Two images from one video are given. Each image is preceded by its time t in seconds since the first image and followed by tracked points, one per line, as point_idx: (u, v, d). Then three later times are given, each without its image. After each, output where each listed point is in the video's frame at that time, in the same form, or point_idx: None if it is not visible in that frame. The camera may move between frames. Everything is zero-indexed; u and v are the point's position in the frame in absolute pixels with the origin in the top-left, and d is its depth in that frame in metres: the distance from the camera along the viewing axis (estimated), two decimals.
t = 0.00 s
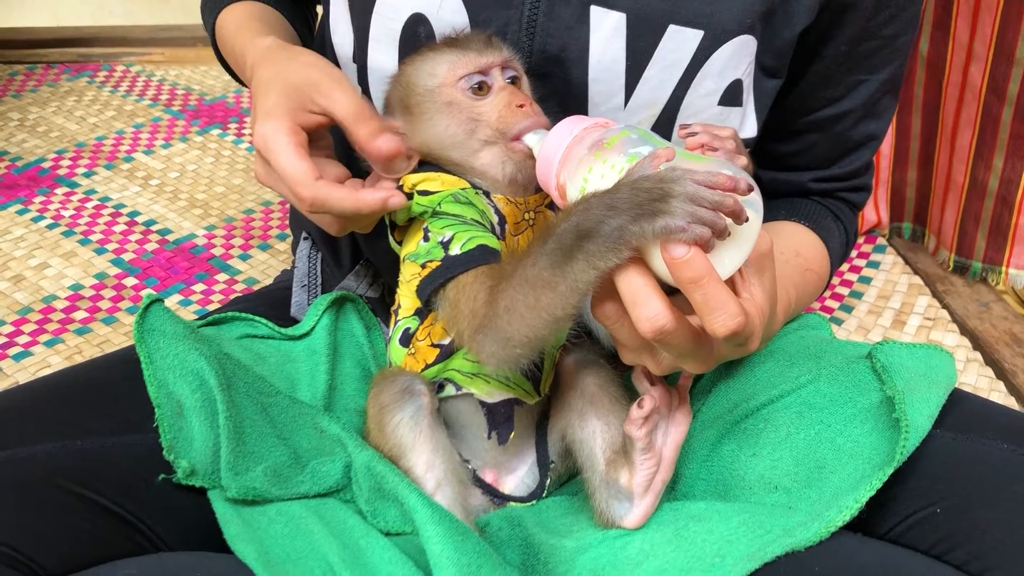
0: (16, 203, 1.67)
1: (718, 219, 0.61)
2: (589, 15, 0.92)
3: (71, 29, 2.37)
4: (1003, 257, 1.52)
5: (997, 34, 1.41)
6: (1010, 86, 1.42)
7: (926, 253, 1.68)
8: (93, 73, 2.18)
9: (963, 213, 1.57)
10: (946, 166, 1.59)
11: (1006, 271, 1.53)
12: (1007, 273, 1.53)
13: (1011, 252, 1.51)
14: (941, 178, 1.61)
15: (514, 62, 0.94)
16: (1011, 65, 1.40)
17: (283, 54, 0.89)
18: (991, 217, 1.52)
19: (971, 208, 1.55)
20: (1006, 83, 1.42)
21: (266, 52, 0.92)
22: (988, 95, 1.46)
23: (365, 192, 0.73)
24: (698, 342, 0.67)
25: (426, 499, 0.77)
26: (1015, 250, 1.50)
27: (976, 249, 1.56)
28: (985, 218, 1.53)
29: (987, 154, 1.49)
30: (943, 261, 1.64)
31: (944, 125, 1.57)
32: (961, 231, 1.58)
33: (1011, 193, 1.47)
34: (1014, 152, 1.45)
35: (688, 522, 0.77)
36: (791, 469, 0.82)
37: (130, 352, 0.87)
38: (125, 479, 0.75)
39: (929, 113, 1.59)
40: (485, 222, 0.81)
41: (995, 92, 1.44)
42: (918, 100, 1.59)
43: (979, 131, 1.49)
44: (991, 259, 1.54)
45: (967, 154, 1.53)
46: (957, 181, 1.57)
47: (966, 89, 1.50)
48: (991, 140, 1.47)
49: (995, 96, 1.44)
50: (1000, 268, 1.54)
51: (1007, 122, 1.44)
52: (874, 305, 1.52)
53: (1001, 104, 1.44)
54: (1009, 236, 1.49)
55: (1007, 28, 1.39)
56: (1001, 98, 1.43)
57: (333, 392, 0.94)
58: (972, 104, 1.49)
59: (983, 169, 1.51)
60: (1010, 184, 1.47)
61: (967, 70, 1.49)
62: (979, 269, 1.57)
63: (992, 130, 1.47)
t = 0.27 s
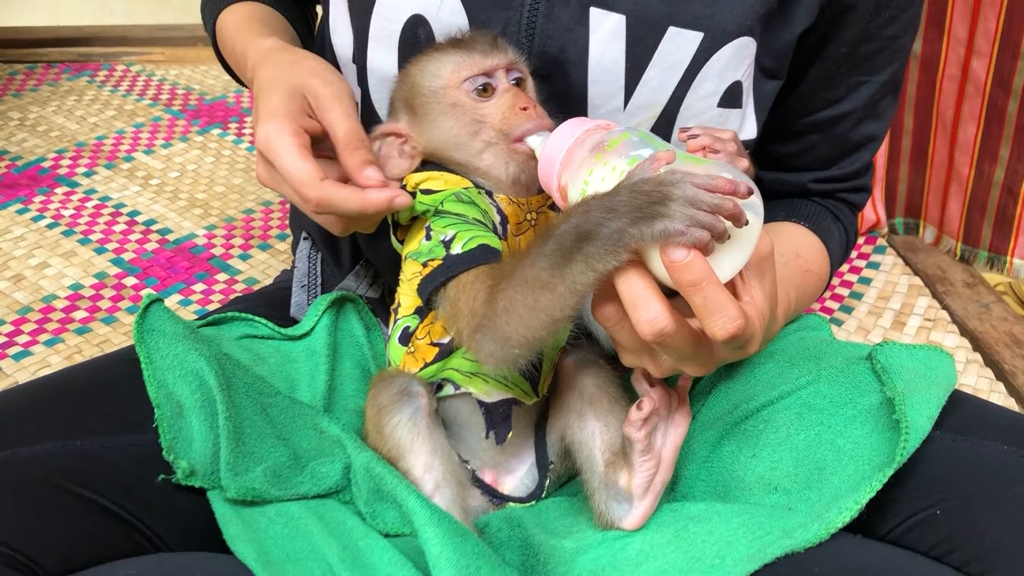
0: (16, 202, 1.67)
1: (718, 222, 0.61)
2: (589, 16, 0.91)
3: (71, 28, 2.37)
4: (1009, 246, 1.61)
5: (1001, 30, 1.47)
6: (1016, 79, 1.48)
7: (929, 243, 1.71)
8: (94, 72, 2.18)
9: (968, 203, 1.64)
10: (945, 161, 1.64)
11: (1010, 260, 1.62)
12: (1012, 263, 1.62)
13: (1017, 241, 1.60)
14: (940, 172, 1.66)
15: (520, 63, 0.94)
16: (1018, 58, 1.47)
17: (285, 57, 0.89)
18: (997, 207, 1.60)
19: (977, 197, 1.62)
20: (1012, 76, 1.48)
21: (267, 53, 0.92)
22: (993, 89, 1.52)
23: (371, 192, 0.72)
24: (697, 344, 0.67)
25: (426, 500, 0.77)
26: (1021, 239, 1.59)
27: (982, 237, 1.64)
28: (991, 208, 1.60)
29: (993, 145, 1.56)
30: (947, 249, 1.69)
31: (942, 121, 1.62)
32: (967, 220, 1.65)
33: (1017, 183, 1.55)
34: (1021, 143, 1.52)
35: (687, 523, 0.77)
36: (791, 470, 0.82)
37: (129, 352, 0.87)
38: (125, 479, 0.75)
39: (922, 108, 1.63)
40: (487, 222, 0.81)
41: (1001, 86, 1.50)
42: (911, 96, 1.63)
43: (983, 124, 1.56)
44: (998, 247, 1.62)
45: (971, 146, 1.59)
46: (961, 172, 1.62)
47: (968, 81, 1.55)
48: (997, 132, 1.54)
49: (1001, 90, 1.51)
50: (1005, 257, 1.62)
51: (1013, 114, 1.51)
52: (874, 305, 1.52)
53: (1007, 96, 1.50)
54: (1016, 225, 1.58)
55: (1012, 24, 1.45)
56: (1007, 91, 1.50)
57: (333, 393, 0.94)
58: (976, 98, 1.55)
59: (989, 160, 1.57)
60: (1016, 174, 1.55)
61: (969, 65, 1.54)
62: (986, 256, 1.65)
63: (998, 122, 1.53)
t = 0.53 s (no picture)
0: (15, 202, 1.67)
1: (716, 222, 0.61)
2: (588, 16, 0.92)
3: (70, 28, 2.37)
4: (1014, 236, 1.70)
5: (1006, 24, 1.54)
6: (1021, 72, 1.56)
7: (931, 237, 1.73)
8: (93, 72, 2.18)
9: (974, 194, 1.71)
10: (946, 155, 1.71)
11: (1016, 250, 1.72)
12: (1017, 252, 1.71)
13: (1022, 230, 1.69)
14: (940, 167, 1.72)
15: (518, 63, 0.94)
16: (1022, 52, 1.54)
17: (284, 52, 0.90)
18: (1003, 196, 1.68)
19: (982, 188, 1.69)
20: (1017, 68, 1.56)
21: (264, 51, 0.92)
22: (999, 82, 1.59)
23: (374, 184, 0.73)
24: (696, 344, 0.67)
25: (424, 501, 0.77)
26: None
27: (989, 227, 1.72)
28: (997, 197, 1.68)
29: (999, 136, 1.63)
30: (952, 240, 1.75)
31: (942, 117, 1.67)
32: (973, 211, 1.72)
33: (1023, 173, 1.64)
34: None
35: (687, 524, 0.77)
36: (790, 471, 0.82)
37: (128, 352, 0.87)
38: (124, 480, 0.75)
39: (920, 105, 1.67)
40: (486, 221, 0.81)
41: (1006, 79, 1.58)
42: (908, 96, 1.68)
43: (987, 116, 1.63)
44: (1003, 237, 1.72)
45: (976, 139, 1.66)
46: (965, 164, 1.69)
47: (970, 77, 1.62)
48: (1002, 123, 1.62)
49: (1006, 83, 1.58)
50: (1011, 246, 1.72)
51: (1018, 106, 1.59)
52: (874, 306, 1.52)
53: (1012, 89, 1.58)
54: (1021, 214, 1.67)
55: (1017, 17, 1.52)
56: (1011, 84, 1.58)
57: (332, 393, 0.94)
58: (980, 92, 1.62)
59: (995, 151, 1.65)
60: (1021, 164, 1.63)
61: (971, 60, 1.60)
62: (992, 244, 1.74)
63: (1003, 115, 1.61)
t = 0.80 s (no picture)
0: (12, 203, 1.67)
1: (713, 222, 0.61)
2: (586, 15, 0.92)
3: (67, 29, 2.37)
4: (1015, 229, 1.71)
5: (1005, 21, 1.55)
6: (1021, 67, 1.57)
7: (929, 235, 1.72)
8: (90, 73, 2.17)
9: (974, 190, 1.71)
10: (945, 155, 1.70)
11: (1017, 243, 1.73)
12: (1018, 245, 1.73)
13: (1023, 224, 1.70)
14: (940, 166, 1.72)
15: (517, 63, 0.94)
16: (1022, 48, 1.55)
17: (281, 49, 0.89)
18: (1004, 190, 1.68)
19: (982, 184, 1.70)
20: (1018, 64, 1.57)
21: (260, 49, 0.92)
22: (999, 78, 1.59)
23: (375, 181, 0.74)
24: (694, 344, 0.67)
25: (422, 502, 0.77)
26: None
27: (989, 222, 1.73)
28: (998, 192, 1.69)
29: (999, 131, 1.63)
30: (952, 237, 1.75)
31: (941, 116, 1.67)
32: (973, 207, 1.72)
33: None
34: None
35: (685, 525, 0.77)
36: (788, 471, 0.82)
37: (125, 353, 0.86)
38: (122, 481, 0.75)
39: (918, 104, 1.68)
40: (484, 220, 0.81)
41: (1006, 75, 1.58)
42: (907, 96, 1.68)
43: (987, 113, 1.63)
44: (1004, 231, 1.73)
45: (976, 135, 1.66)
46: (966, 161, 1.69)
47: (969, 74, 1.62)
48: (1003, 119, 1.62)
49: (1006, 79, 1.59)
50: (1012, 240, 1.73)
51: (1019, 102, 1.59)
52: (872, 306, 1.52)
53: (1013, 85, 1.59)
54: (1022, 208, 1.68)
55: (1017, 15, 1.53)
56: (1012, 80, 1.58)
57: (330, 394, 0.94)
58: (980, 89, 1.62)
59: (995, 146, 1.65)
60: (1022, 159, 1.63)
61: (971, 58, 1.60)
62: (992, 240, 1.75)
63: (1003, 111, 1.61)
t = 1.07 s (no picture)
0: (10, 202, 1.67)
1: (709, 217, 0.61)
2: (582, 11, 0.92)
3: (65, 28, 2.36)
4: (1011, 233, 1.70)
5: (1001, 23, 1.55)
6: (1016, 70, 1.56)
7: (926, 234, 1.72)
8: (88, 72, 2.17)
9: (970, 192, 1.71)
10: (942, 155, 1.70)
11: (1013, 247, 1.71)
12: (1014, 250, 1.71)
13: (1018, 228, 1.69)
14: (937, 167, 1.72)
15: (513, 61, 0.94)
16: (1018, 49, 1.55)
17: (278, 48, 0.89)
18: (1000, 194, 1.68)
19: (979, 185, 1.69)
20: (1013, 67, 1.56)
21: (257, 48, 0.92)
22: (995, 80, 1.59)
23: (370, 182, 0.73)
24: (690, 340, 0.67)
25: (418, 499, 0.77)
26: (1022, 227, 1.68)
27: (985, 225, 1.72)
28: (994, 195, 1.68)
29: (995, 134, 1.63)
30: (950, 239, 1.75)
31: (938, 116, 1.67)
32: (969, 209, 1.72)
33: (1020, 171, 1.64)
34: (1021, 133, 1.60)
35: (682, 523, 0.77)
36: (785, 469, 0.82)
37: (122, 351, 0.86)
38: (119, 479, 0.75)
39: (915, 103, 1.68)
40: (480, 217, 0.81)
41: (1002, 77, 1.58)
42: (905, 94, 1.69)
43: (984, 115, 1.63)
44: (1000, 235, 1.72)
45: (973, 137, 1.66)
46: (963, 163, 1.69)
47: (966, 75, 1.62)
48: (999, 122, 1.62)
49: (1002, 81, 1.59)
50: (1007, 245, 1.71)
51: (1015, 104, 1.59)
52: (869, 305, 1.52)
53: (1008, 88, 1.58)
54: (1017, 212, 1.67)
55: (1013, 16, 1.53)
56: (1008, 83, 1.58)
57: (327, 392, 0.94)
58: (977, 90, 1.62)
59: (991, 149, 1.65)
60: (1018, 163, 1.63)
61: (968, 59, 1.60)
62: (988, 243, 1.74)
63: (999, 113, 1.61)
